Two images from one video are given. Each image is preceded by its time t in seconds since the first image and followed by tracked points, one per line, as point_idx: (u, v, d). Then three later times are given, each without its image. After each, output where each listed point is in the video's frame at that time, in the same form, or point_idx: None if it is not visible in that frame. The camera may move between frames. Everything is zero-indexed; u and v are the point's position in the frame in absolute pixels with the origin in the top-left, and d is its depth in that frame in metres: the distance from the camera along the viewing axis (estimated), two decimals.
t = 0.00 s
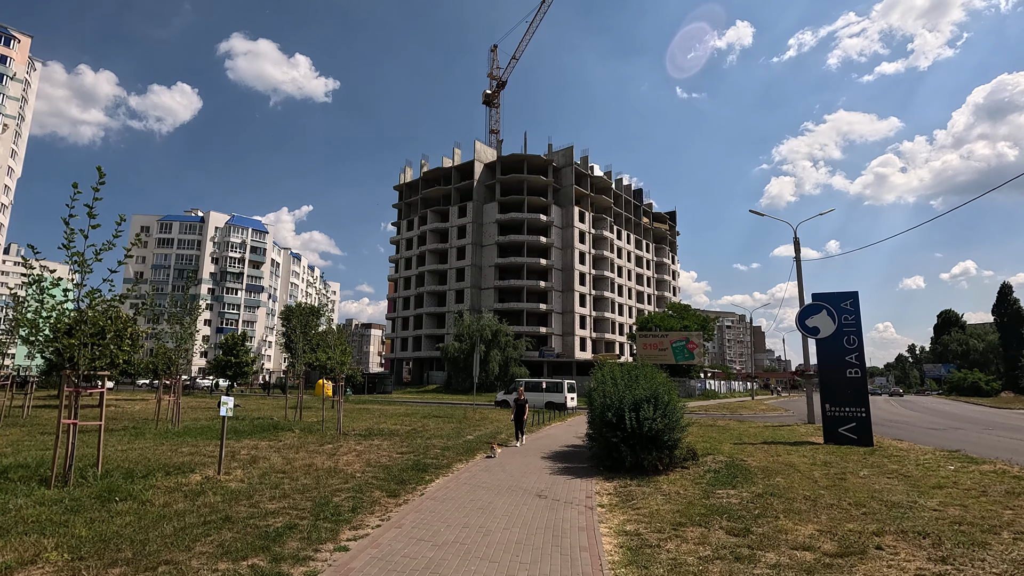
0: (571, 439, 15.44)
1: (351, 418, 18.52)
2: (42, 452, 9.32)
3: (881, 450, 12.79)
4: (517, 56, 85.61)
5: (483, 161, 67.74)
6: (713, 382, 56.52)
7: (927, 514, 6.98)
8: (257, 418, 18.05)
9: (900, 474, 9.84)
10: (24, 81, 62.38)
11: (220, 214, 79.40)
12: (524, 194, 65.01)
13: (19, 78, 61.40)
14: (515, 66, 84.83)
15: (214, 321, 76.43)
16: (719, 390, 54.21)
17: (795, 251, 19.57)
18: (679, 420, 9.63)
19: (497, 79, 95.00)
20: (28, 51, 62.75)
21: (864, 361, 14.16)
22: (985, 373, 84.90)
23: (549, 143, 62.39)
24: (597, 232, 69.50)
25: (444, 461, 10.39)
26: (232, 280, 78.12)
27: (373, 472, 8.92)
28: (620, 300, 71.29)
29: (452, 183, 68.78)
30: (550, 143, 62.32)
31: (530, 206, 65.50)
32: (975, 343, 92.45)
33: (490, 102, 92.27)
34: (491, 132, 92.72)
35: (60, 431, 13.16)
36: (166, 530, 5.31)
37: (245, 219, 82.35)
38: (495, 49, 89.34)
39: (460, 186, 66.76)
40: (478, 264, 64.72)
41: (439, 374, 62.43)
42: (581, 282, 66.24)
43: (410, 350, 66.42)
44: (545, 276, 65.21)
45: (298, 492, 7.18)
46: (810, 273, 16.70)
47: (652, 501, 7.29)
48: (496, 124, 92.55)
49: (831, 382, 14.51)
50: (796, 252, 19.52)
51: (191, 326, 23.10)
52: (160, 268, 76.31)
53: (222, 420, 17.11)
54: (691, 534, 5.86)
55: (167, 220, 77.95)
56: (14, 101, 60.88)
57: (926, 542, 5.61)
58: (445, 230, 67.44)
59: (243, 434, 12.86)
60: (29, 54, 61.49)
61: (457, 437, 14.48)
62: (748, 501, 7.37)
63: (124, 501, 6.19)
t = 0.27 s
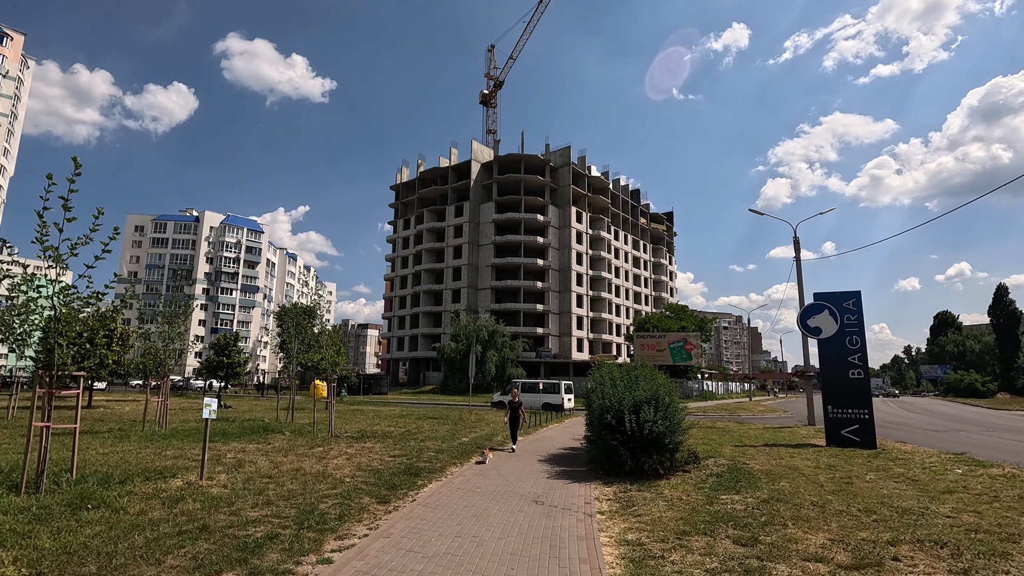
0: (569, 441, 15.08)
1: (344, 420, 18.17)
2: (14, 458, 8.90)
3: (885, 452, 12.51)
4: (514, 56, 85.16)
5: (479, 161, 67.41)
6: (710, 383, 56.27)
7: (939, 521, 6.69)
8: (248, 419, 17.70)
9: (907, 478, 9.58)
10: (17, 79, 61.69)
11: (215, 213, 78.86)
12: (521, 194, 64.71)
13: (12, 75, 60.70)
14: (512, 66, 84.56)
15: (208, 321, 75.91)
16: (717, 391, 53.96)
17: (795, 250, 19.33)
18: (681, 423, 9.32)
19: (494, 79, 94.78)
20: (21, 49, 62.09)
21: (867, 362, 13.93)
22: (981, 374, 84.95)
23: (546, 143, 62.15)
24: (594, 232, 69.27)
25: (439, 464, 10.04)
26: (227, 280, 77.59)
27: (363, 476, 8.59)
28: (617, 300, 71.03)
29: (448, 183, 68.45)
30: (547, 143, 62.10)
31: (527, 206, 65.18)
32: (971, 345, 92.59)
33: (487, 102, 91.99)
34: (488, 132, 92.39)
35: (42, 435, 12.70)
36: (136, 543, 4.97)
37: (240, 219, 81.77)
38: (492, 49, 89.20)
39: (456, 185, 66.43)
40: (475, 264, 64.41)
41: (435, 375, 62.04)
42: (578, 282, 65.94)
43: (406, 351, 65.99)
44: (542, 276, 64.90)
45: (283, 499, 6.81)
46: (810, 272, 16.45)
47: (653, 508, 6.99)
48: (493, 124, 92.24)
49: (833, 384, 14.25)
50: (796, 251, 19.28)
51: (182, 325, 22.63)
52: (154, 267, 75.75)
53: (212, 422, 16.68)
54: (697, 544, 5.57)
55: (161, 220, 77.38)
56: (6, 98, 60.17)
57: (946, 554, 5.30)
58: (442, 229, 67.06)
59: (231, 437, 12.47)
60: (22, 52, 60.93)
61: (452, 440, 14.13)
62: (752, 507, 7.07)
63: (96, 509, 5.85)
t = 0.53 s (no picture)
0: (569, 446, 14.72)
1: (340, 424, 17.77)
2: None
3: (895, 458, 12.15)
4: (512, 59, 85.18)
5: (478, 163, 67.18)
6: (710, 387, 55.97)
7: (963, 532, 6.34)
8: (241, 424, 17.29)
9: (922, 485, 9.22)
10: (13, 80, 61.31)
11: (212, 216, 78.42)
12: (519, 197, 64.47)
13: (8, 77, 60.33)
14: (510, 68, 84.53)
15: (205, 324, 75.41)
16: (717, 395, 53.67)
17: (799, 251, 19.02)
18: (687, 429, 8.97)
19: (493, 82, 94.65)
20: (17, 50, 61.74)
21: (874, 365, 13.58)
22: (980, 377, 84.75)
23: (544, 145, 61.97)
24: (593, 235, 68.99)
25: (435, 471, 9.67)
26: (224, 283, 77.11)
27: (356, 484, 8.23)
28: (616, 304, 70.73)
29: (446, 186, 68.20)
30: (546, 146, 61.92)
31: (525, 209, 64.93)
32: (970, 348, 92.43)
33: (485, 105, 91.88)
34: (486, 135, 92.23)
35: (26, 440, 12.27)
36: (106, 559, 4.60)
37: (237, 222, 81.36)
38: (491, 52, 89.25)
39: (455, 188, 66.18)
40: (473, 267, 64.06)
41: (433, 379, 61.55)
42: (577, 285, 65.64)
43: (404, 355, 65.57)
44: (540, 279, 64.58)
45: (269, 509, 6.43)
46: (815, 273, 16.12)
47: (661, 519, 6.62)
48: (491, 127, 92.10)
49: (840, 387, 13.90)
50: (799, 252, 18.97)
51: (174, 327, 22.22)
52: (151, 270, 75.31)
53: (205, 426, 16.30)
54: (710, 558, 5.22)
55: (158, 223, 76.94)
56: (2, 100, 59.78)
57: (976, 570, 4.97)
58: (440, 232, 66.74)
59: (220, 442, 12.05)
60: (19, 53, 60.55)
61: (450, 445, 13.75)
62: (764, 517, 6.74)
63: (68, 521, 5.46)
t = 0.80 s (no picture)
0: (567, 450, 14.38)
1: (333, 428, 17.38)
2: None
3: (903, 463, 11.84)
4: (510, 59, 84.96)
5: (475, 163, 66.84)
6: (708, 388, 55.74)
7: (984, 544, 6.01)
8: (234, 426, 16.93)
9: (933, 491, 8.92)
10: (6, 79, 60.76)
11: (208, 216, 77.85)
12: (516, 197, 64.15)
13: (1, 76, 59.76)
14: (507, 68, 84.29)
15: (200, 325, 74.84)
16: (715, 396, 53.40)
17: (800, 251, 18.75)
18: (690, 432, 8.65)
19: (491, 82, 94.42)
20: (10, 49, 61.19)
21: (880, 367, 13.27)
22: (977, 379, 84.73)
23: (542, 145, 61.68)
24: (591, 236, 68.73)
25: (429, 477, 9.30)
26: (219, 284, 76.49)
27: (347, 491, 7.86)
28: (614, 305, 70.45)
29: (443, 186, 67.84)
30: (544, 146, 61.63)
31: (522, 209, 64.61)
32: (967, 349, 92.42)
33: (483, 105, 91.61)
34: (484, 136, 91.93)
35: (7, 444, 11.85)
36: None
37: (233, 222, 80.82)
38: (489, 52, 89.00)
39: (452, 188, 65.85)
40: (470, 268, 63.73)
41: (429, 380, 61.13)
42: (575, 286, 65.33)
43: (400, 356, 65.15)
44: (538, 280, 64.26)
45: (251, 520, 6.05)
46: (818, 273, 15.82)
47: (666, 529, 6.29)
48: (488, 127, 91.81)
49: (844, 389, 13.60)
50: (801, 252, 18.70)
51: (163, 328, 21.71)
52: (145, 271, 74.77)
53: (195, 429, 15.91)
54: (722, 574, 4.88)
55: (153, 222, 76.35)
56: None
57: None
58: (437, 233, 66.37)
59: (208, 446, 11.66)
60: (12, 51, 59.89)
61: (445, 449, 13.39)
62: (774, 527, 6.40)
63: (31, 535, 5.06)
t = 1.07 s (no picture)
0: (561, 451, 14.06)
1: (321, 429, 16.98)
2: None
3: (902, 464, 11.60)
4: (504, 58, 84.66)
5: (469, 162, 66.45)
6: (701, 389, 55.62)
7: (996, 551, 5.74)
8: (219, 428, 16.50)
9: (937, 494, 8.67)
10: None
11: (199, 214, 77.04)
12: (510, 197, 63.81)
13: None
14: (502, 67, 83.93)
15: (190, 324, 73.98)
16: (708, 396, 53.31)
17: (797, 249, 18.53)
18: (688, 434, 8.35)
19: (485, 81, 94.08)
20: None
21: (879, 366, 13.04)
22: (968, 379, 85.15)
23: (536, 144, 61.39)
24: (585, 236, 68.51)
25: (417, 481, 8.93)
26: (210, 283, 75.67)
27: (330, 496, 7.48)
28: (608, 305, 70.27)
29: (437, 185, 67.40)
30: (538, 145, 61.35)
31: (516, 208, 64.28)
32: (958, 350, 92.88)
33: (477, 104, 91.23)
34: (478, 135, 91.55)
35: None
36: None
37: (224, 220, 80.02)
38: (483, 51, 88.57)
39: (445, 187, 65.44)
40: (464, 268, 63.35)
41: (422, 380, 60.69)
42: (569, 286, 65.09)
43: (393, 355, 64.67)
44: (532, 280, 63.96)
45: (223, 530, 5.63)
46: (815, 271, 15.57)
47: (664, 537, 5.98)
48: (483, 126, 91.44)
49: (842, 389, 13.36)
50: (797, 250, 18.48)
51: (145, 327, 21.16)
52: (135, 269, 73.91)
53: (179, 431, 15.47)
54: None
55: (142, 221, 75.46)
56: None
57: None
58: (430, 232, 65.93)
59: (189, 449, 11.22)
60: None
61: (435, 450, 13.04)
62: (777, 535, 6.09)
63: None
